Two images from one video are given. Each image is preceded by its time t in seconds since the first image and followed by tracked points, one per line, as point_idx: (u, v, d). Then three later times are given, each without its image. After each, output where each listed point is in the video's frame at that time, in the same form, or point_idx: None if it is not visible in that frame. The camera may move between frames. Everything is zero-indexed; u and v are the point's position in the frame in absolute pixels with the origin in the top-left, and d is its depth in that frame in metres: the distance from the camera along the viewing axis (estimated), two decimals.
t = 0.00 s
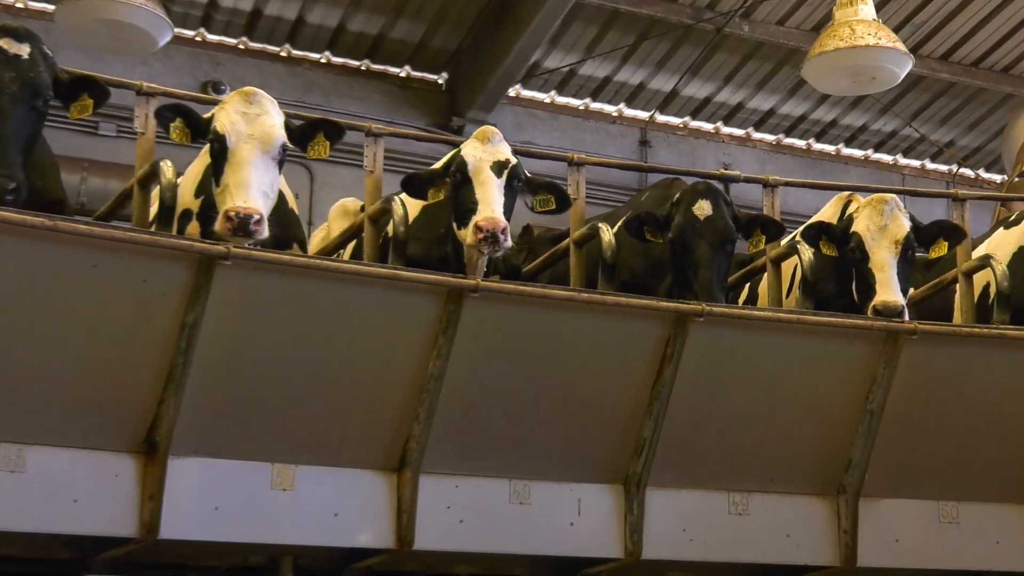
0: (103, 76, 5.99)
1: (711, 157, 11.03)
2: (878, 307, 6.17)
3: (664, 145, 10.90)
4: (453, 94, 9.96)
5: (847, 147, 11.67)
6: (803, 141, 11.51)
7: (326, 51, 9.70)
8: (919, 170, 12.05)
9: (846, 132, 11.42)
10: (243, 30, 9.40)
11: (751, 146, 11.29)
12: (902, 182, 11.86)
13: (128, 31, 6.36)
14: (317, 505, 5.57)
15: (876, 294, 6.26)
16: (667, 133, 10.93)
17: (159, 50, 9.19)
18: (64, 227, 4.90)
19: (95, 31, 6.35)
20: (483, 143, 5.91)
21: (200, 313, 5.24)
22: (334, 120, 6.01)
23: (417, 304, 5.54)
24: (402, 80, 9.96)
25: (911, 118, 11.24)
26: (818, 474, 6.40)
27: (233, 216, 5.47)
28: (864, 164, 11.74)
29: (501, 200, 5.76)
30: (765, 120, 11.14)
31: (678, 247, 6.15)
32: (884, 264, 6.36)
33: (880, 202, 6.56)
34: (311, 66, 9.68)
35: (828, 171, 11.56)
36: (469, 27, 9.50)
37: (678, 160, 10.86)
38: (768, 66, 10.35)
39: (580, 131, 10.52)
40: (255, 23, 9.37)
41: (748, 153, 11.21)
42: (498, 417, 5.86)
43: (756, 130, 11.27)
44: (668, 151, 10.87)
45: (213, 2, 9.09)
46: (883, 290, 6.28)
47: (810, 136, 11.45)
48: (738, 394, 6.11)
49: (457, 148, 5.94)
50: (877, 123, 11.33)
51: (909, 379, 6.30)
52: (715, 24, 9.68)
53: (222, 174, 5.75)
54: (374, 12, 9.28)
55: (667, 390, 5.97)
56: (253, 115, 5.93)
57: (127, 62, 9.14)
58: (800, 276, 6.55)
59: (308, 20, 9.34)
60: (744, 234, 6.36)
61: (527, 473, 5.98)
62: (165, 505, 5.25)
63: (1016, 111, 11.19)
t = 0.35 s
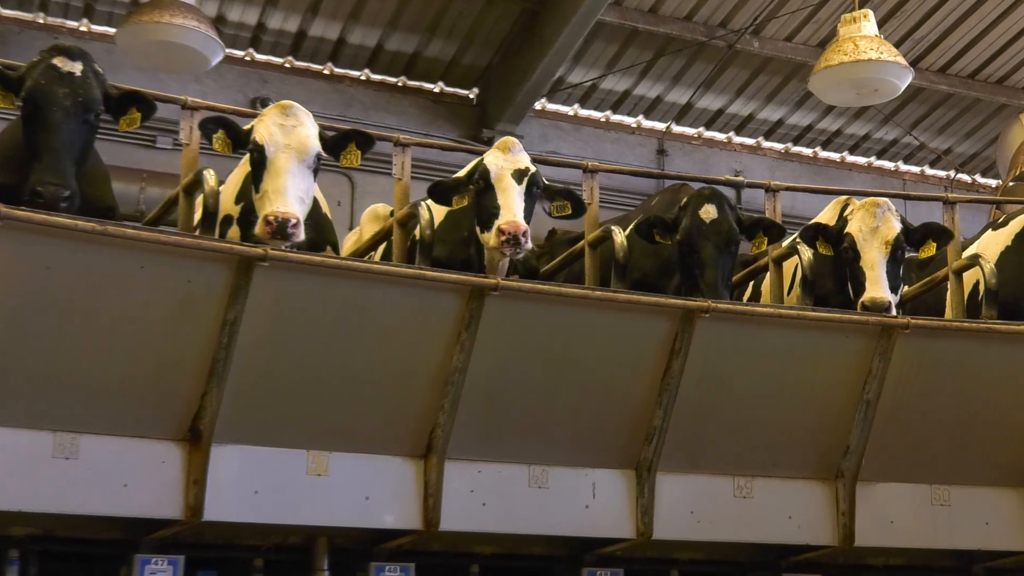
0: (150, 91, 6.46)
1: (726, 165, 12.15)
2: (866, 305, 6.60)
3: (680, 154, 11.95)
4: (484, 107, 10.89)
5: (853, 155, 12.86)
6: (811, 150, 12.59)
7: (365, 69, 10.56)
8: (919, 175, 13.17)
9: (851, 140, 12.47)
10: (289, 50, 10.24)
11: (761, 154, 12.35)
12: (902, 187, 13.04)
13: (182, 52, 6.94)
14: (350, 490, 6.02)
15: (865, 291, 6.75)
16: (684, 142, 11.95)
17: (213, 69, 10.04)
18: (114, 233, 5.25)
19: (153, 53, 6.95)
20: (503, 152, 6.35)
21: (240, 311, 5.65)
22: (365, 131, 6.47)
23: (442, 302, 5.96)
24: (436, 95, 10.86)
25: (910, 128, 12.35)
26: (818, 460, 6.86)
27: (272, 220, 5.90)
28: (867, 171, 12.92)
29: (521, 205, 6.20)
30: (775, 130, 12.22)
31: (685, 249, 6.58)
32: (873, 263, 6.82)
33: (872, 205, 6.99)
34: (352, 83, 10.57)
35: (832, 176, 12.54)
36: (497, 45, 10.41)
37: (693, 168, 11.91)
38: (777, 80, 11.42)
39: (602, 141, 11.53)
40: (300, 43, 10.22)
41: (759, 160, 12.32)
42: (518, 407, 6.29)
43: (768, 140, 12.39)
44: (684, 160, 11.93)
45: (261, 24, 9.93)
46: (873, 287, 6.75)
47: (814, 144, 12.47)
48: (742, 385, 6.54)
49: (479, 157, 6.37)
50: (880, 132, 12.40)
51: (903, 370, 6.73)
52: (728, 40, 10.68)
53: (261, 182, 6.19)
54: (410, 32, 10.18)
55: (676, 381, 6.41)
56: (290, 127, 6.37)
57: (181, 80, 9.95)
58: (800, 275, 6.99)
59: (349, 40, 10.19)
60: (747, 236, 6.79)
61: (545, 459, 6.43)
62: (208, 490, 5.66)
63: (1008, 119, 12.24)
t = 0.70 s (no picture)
0: (194, 104, 6.90)
1: (743, 170, 12.72)
2: (874, 296, 6.97)
3: (700, 160, 12.55)
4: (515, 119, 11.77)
5: (865, 159, 13.41)
6: (824, 155, 13.17)
7: (404, 83, 11.45)
8: (927, 179, 13.78)
9: (862, 146, 13.06)
10: (333, 66, 11.10)
11: (777, 160, 12.95)
12: (912, 189, 13.62)
13: (233, 65, 7.46)
14: (384, 476, 6.43)
15: (871, 284, 7.08)
16: (704, 148, 12.56)
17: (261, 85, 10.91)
18: (157, 238, 5.61)
19: (206, 67, 7.48)
20: (527, 158, 6.75)
21: (279, 309, 6.02)
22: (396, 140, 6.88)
23: (469, 300, 6.34)
24: (470, 108, 11.75)
25: (918, 133, 12.90)
26: (825, 448, 7.26)
27: (310, 225, 6.31)
28: (878, 175, 13.48)
29: (544, 207, 6.59)
30: (789, 136, 12.76)
31: (699, 249, 6.97)
32: (878, 258, 7.19)
33: (875, 204, 7.39)
34: (392, 97, 11.44)
35: (843, 181, 13.19)
36: (527, 60, 11.23)
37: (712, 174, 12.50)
38: (791, 90, 11.92)
39: (626, 149, 12.13)
40: (343, 60, 11.07)
41: (775, 165, 12.91)
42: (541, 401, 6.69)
43: (782, 146, 12.94)
44: (704, 168, 12.52)
45: (306, 42, 10.77)
46: (878, 281, 7.11)
47: (827, 150, 13.09)
48: (752, 377, 6.93)
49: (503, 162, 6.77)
50: (889, 138, 12.97)
51: (906, 364, 7.11)
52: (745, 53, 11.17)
53: (299, 189, 6.61)
54: (445, 49, 11.00)
55: (689, 374, 6.80)
56: (325, 137, 6.78)
57: (233, 95, 10.74)
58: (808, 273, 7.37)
59: (388, 56, 11.05)
60: (757, 237, 7.17)
61: (567, 447, 6.84)
62: (249, 477, 6.06)
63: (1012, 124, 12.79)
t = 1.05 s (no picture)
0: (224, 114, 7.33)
1: (751, 176, 13.11)
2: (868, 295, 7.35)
3: (710, 167, 12.96)
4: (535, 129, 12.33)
5: (867, 166, 13.86)
6: (827, 162, 13.61)
7: (430, 96, 12.04)
8: (926, 184, 14.25)
9: (864, 153, 13.51)
10: (364, 80, 11.69)
11: (783, 166, 13.38)
12: (911, 193, 14.08)
13: (271, 81, 7.97)
14: (404, 465, 6.83)
15: (865, 283, 7.49)
16: (714, 156, 12.98)
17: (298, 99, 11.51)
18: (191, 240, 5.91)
19: (246, 83, 8.00)
20: (539, 165, 7.18)
21: (305, 308, 6.38)
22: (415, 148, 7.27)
23: (485, 298, 6.71)
24: (493, 119, 12.30)
25: (919, 140, 13.33)
26: (821, 439, 7.65)
27: (335, 227, 6.70)
28: (879, 180, 13.93)
29: (558, 212, 7.02)
30: (794, 144, 13.19)
31: (702, 251, 7.36)
32: (871, 258, 7.59)
33: (868, 206, 7.80)
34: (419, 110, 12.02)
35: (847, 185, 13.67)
36: (546, 74, 11.78)
37: (723, 180, 12.91)
38: (796, 100, 12.29)
39: (639, 158, 12.56)
40: (373, 75, 11.64)
41: (781, 172, 13.33)
42: (552, 394, 7.08)
43: (787, 154, 13.38)
44: (714, 175, 12.90)
45: (338, 58, 11.33)
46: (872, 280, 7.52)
47: (831, 157, 13.54)
48: (753, 371, 7.32)
49: (517, 170, 7.20)
50: (890, 145, 13.42)
51: (899, 358, 7.49)
52: (752, 66, 11.55)
53: (325, 194, 7.01)
54: (469, 63, 11.56)
55: (693, 368, 7.19)
56: (349, 146, 7.19)
57: (272, 109, 11.30)
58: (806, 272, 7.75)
59: (416, 71, 11.63)
60: (757, 238, 7.55)
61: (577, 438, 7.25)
62: (277, 467, 6.47)
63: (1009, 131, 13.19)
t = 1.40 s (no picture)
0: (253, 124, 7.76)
1: (759, 181, 13.55)
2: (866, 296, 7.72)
3: (720, 173, 13.39)
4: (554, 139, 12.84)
5: (870, 171, 14.31)
6: (832, 167, 14.06)
7: (455, 108, 12.56)
8: (926, 187, 14.74)
9: (867, 159, 14.00)
10: (393, 94, 12.22)
11: (790, 172, 13.80)
12: (912, 197, 14.56)
13: (304, 95, 8.41)
14: (424, 456, 7.24)
15: (863, 284, 7.86)
16: (724, 163, 13.42)
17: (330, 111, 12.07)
18: (222, 243, 6.25)
19: (281, 98, 8.45)
20: (551, 172, 7.58)
21: (329, 306, 6.76)
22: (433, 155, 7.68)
23: (499, 297, 7.08)
24: (514, 129, 12.81)
25: (920, 147, 13.77)
26: (821, 431, 8.04)
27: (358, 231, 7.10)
28: (882, 184, 14.40)
29: (570, 216, 7.42)
30: (801, 151, 13.63)
31: (706, 252, 7.75)
32: (867, 260, 7.97)
33: (863, 211, 8.18)
34: (444, 121, 12.54)
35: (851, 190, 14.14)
36: (564, 87, 12.27)
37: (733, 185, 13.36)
38: (803, 109, 12.69)
39: (653, 165, 13.00)
40: (401, 88, 12.18)
41: (789, 177, 13.77)
42: (565, 389, 7.48)
43: (795, 160, 13.81)
44: (724, 180, 13.35)
45: (368, 73, 11.87)
46: (869, 281, 7.89)
47: (836, 163, 14.01)
48: (755, 366, 7.70)
49: (530, 179, 7.61)
50: (892, 152, 13.86)
51: (895, 354, 7.86)
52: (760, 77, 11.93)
53: (349, 200, 7.41)
54: (492, 77, 12.07)
55: (697, 364, 7.57)
56: (372, 154, 7.60)
57: (306, 122, 11.84)
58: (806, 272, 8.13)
59: (442, 85, 12.13)
60: (758, 238, 7.94)
61: (588, 431, 7.65)
62: (303, 458, 6.88)
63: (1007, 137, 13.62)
